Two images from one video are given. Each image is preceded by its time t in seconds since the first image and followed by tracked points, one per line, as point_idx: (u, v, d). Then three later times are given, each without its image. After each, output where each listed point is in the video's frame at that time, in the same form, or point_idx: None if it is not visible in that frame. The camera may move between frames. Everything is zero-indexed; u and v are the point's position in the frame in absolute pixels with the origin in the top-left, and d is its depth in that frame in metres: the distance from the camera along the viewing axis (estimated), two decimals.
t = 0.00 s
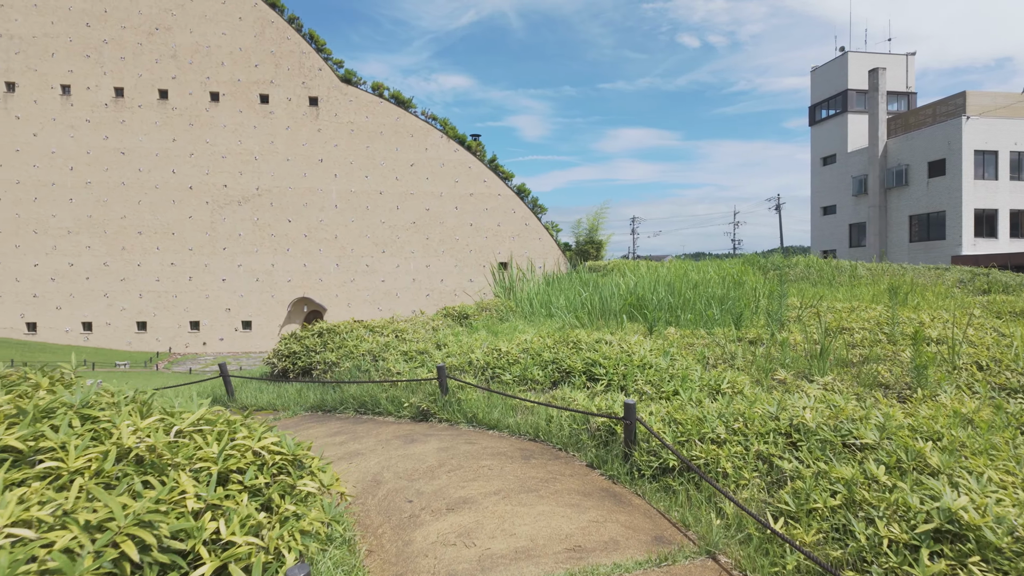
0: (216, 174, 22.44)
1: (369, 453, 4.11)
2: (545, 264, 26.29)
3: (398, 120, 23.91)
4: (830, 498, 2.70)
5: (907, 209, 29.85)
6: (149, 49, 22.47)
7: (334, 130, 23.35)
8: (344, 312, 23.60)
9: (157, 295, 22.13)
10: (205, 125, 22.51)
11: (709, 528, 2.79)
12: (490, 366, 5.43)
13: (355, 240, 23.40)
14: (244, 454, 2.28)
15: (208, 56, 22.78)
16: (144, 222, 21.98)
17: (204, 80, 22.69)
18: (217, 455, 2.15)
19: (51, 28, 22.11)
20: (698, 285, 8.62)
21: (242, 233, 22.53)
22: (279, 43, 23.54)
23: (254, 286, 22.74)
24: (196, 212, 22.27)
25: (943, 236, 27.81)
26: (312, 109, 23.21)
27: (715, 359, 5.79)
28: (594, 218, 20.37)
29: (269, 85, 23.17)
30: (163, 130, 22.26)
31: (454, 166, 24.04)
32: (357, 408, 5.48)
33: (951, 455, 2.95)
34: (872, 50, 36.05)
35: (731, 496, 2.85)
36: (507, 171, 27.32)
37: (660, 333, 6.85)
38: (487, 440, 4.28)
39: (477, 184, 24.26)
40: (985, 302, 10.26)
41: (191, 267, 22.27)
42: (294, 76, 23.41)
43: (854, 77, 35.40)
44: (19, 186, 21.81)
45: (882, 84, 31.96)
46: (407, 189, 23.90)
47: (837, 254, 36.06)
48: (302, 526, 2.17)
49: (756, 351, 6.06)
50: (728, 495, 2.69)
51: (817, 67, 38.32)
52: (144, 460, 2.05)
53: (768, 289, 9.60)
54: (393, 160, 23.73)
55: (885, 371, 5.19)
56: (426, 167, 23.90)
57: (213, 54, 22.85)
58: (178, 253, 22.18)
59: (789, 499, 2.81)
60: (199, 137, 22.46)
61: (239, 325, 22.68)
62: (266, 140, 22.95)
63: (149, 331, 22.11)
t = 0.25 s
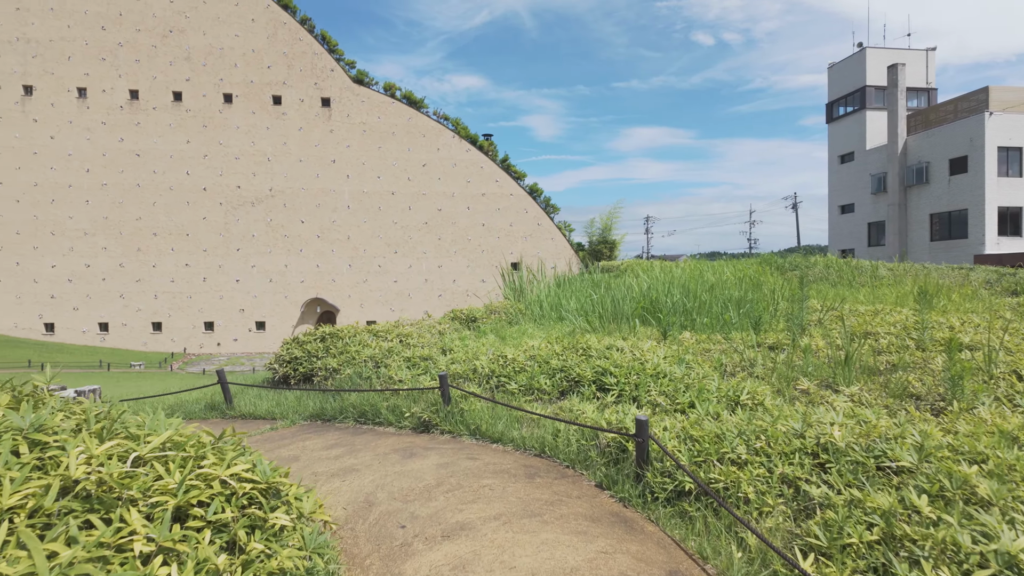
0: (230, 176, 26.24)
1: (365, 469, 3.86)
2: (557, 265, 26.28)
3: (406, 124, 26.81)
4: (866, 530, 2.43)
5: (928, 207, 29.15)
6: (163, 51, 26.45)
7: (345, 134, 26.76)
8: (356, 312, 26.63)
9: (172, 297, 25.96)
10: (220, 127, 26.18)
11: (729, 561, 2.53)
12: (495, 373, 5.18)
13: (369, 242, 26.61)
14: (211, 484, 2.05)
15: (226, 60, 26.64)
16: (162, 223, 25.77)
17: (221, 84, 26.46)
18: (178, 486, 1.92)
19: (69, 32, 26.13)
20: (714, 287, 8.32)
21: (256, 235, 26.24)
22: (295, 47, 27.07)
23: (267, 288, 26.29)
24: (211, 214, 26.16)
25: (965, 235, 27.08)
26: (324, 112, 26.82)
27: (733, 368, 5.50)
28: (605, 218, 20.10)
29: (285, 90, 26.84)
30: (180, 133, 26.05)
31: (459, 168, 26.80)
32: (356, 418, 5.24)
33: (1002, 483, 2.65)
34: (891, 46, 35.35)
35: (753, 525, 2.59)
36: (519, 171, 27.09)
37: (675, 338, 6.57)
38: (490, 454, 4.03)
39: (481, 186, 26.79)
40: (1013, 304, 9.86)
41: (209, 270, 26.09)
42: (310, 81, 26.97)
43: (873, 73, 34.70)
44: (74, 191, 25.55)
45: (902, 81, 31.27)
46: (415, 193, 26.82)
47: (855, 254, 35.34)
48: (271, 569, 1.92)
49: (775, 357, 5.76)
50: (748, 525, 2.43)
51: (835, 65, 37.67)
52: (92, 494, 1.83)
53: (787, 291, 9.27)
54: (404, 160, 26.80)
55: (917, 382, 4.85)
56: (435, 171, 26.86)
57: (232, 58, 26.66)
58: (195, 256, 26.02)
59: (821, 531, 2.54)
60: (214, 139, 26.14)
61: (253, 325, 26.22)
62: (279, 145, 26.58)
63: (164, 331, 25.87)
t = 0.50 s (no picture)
0: (256, 177, 26.52)
1: (379, 479, 3.65)
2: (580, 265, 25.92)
3: (430, 124, 26.77)
4: (935, 564, 2.15)
5: (965, 205, 28.10)
6: (192, 54, 26.85)
7: (370, 135, 26.80)
8: (380, 312, 26.63)
9: (200, 297, 26.37)
10: (245, 129, 26.49)
11: None
12: (517, 378, 4.93)
13: (393, 243, 26.60)
14: (200, 505, 1.86)
15: (251, 62, 26.93)
16: (190, 223, 26.23)
17: (246, 85, 26.76)
18: (160, 508, 1.74)
19: (102, 36, 26.66)
20: (746, 288, 7.97)
21: (281, 235, 26.46)
22: (319, 48, 27.22)
23: (292, 288, 26.48)
24: (237, 215, 26.41)
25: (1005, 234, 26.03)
26: (349, 112, 26.93)
27: (770, 374, 5.19)
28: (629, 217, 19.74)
29: (309, 91, 27.00)
30: (207, 135, 26.45)
31: (484, 168, 26.70)
32: (373, 422, 5.04)
33: None
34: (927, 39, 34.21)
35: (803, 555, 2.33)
36: (542, 171, 26.83)
37: (706, 341, 6.25)
38: (512, 465, 3.78)
39: (507, 186, 26.68)
40: None
41: (236, 270, 26.40)
42: (334, 82, 27.14)
43: (908, 68, 33.65)
44: (106, 193, 26.12)
45: (938, 75, 30.23)
46: (439, 193, 26.74)
47: (889, 253, 34.29)
48: None
49: (814, 362, 5.42)
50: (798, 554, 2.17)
51: (867, 60, 36.61)
52: (65, 517, 1.65)
53: (823, 291, 8.86)
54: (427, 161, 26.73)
55: (974, 391, 4.46)
56: (460, 171, 26.78)
57: (257, 60, 26.94)
58: (222, 256, 26.36)
59: (882, 563, 2.26)
60: (240, 141, 26.48)
61: (279, 325, 26.47)
62: (304, 146, 26.75)
63: (192, 331, 26.27)
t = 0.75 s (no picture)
0: (283, 177, 26.73)
1: (394, 493, 3.42)
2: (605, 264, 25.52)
3: (456, 122, 26.67)
4: None
5: (1008, 202, 26.94)
6: (221, 57, 27.19)
7: (396, 134, 26.82)
8: (405, 312, 26.59)
9: (230, 297, 26.68)
10: (273, 130, 26.74)
11: None
12: (541, 384, 4.67)
13: (418, 242, 26.55)
14: (184, 539, 1.65)
15: (279, 64, 27.16)
16: (220, 224, 26.55)
17: (274, 87, 26.98)
18: (138, 543, 1.54)
19: (135, 40, 27.18)
20: (781, 288, 7.59)
21: (308, 235, 26.63)
22: (345, 49, 27.32)
23: (319, 288, 26.62)
24: (265, 215, 26.64)
25: None
26: (374, 112, 26.98)
27: (813, 382, 4.85)
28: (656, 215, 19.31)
29: (335, 92, 27.13)
30: (236, 135, 26.74)
31: (509, 166, 26.49)
32: (391, 429, 4.84)
33: None
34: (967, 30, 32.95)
35: None
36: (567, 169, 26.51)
37: (742, 346, 5.92)
38: (536, 480, 3.54)
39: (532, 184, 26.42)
40: None
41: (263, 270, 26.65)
42: (360, 83, 27.25)
43: (947, 60, 32.45)
44: (139, 194, 26.63)
45: (979, 67, 29.06)
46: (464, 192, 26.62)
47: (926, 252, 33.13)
48: None
49: (860, 369, 5.05)
50: None
51: (903, 52, 35.44)
52: (29, 552, 1.45)
53: (863, 292, 8.42)
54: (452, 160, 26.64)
55: None
56: (485, 169, 26.60)
57: (284, 62, 27.15)
58: (250, 255, 26.62)
59: None
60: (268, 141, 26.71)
61: (306, 324, 26.65)
62: (330, 146, 26.87)
63: (222, 330, 26.58)
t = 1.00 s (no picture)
0: (301, 177, 26.83)
1: (404, 507, 3.24)
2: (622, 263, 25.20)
3: (472, 121, 26.53)
4: None
5: None
6: (241, 58, 27.36)
7: (413, 134, 26.79)
8: (421, 312, 26.52)
9: (249, 296, 26.86)
10: (292, 130, 26.86)
11: None
12: (558, 391, 4.46)
13: (435, 242, 26.47)
14: None
15: (297, 65, 27.26)
16: (240, 224, 26.76)
17: (292, 87, 27.08)
18: None
19: (157, 43, 27.49)
20: (807, 288, 7.30)
21: (326, 234, 26.68)
22: (363, 49, 27.30)
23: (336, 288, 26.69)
24: (283, 214, 26.76)
25: None
26: (391, 112, 26.96)
27: (847, 390, 4.58)
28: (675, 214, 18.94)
29: (353, 91, 27.13)
30: (255, 135, 26.91)
31: (526, 165, 26.30)
32: (403, 435, 4.67)
33: None
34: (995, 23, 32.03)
35: None
36: (585, 167, 26.21)
37: (770, 350, 5.65)
38: (553, 493, 3.33)
39: (549, 183, 26.24)
40: None
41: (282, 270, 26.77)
42: (377, 83, 27.24)
43: (974, 54, 31.56)
44: (160, 195, 26.89)
45: (1008, 61, 28.21)
46: (481, 192, 26.50)
47: (953, 251, 32.23)
48: None
49: (897, 374, 4.77)
50: None
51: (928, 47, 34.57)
52: None
53: (893, 292, 8.05)
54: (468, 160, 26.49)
55: None
56: (502, 169, 26.47)
57: (302, 63, 27.25)
58: (269, 255, 26.77)
59: None
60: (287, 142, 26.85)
61: (324, 323, 26.74)
62: (347, 146, 26.90)
63: (241, 329, 26.75)
